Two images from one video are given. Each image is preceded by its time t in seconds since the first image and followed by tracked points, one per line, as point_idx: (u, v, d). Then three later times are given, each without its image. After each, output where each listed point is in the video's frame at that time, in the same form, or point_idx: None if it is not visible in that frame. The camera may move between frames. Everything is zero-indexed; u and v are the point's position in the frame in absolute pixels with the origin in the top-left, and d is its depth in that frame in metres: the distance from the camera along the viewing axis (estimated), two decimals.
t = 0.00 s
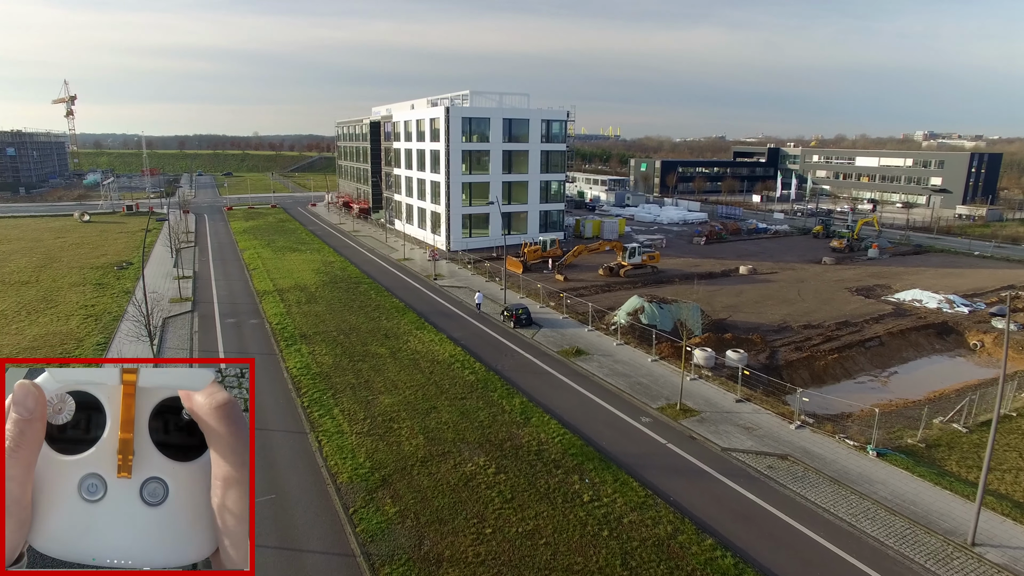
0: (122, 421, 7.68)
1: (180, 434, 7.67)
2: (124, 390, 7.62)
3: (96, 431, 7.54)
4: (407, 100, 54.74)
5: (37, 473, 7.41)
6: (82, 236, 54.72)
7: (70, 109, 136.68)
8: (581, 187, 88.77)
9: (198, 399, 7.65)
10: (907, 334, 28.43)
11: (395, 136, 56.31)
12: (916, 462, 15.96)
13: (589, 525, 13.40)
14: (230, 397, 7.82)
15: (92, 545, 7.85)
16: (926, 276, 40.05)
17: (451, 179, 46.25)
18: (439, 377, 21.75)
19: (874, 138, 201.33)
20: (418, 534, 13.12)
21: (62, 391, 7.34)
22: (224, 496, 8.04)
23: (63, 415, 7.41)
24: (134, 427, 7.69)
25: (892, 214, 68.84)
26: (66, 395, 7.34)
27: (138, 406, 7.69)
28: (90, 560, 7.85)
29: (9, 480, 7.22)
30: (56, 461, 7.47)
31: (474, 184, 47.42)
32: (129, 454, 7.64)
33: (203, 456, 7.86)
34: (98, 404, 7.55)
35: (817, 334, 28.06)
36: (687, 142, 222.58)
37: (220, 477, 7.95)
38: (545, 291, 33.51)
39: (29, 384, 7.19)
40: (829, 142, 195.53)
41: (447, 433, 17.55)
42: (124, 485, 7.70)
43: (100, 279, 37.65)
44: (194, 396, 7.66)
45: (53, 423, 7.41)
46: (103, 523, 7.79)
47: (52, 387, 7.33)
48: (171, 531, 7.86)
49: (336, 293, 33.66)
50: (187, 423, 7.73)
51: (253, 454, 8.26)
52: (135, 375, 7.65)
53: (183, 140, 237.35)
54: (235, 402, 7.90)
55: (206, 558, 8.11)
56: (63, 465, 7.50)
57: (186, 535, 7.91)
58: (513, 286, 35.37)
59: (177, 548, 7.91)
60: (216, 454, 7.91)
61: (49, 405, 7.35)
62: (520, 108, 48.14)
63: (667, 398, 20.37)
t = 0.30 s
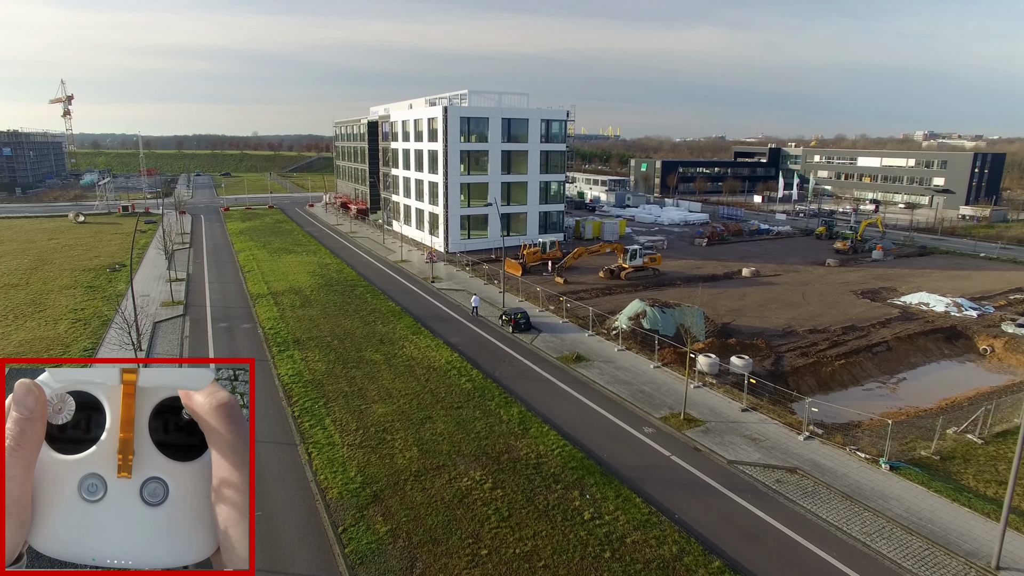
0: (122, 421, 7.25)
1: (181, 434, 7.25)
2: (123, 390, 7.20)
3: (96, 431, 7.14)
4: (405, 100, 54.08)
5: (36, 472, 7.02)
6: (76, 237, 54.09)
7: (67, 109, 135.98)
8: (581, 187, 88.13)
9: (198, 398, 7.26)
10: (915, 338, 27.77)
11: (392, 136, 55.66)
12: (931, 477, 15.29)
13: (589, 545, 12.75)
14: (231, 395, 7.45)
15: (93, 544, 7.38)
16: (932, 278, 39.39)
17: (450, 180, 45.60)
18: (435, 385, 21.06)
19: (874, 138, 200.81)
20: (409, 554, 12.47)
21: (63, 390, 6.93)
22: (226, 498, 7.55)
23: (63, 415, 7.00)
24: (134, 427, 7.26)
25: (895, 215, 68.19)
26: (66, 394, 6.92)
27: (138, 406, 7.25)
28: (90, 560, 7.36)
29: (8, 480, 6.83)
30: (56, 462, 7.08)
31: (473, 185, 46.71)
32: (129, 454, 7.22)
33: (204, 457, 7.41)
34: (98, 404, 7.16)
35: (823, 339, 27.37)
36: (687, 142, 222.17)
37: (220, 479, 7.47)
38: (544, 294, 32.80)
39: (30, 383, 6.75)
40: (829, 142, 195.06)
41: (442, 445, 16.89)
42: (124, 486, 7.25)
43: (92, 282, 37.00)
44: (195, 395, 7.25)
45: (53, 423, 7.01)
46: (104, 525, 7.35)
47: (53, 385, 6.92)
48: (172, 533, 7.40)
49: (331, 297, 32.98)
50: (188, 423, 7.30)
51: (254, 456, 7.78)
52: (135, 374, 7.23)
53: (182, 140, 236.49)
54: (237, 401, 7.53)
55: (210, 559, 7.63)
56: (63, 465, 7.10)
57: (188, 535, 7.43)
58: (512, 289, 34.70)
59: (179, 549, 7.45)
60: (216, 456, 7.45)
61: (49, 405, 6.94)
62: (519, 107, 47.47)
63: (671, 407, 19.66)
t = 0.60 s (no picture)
0: (122, 421, 7.03)
1: (181, 435, 7.01)
2: (124, 390, 6.98)
3: (96, 432, 6.93)
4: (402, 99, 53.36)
5: (36, 473, 6.78)
6: (69, 239, 53.39)
7: (64, 108, 135.22)
8: (581, 187, 87.35)
9: (197, 399, 7.00)
10: (923, 343, 27.03)
11: (390, 136, 54.94)
12: (949, 493, 14.57)
13: (590, 568, 12.08)
14: (231, 396, 7.14)
15: (93, 543, 7.06)
16: (939, 281, 38.66)
17: (447, 180, 44.91)
18: (430, 394, 20.32)
19: (874, 138, 200.31)
20: None
21: (63, 392, 6.78)
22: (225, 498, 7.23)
23: (63, 415, 6.80)
24: (134, 428, 7.03)
25: (898, 216, 67.46)
26: (65, 396, 6.76)
27: (138, 406, 7.03)
28: (90, 561, 7.05)
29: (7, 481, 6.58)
30: (55, 463, 6.86)
31: (471, 185, 45.99)
32: (129, 454, 6.97)
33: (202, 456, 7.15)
34: (98, 405, 6.96)
35: (830, 344, 26.66)
36: (687, 142, 221.65)
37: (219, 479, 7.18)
38: (543, 298, 32.08)
39: (30, 383, 6.59)
40: (830, 142, 194.46)
41: (436, 459, 16.18)
42: (124, 487, 7.00)
43: (81, 285, 36.30)
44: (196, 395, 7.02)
45: (53, 424, 6.81)
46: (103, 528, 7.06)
47: (53, 387, 6.79)
48: (172, 533, 7.12)
49: (326, 300, 32.25)
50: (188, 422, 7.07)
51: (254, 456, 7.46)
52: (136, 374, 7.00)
53: (180, 139, 235.44)
54: (237, 402, 7.21)
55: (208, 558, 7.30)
56: (63, 466, 6.87)
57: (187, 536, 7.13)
58: (511, 292, 33.98)
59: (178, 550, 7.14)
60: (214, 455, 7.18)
61: (51, 406, 6.77)
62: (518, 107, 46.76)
63: (674, 417, 18.98)
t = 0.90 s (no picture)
0: (123, 421, 7.20)
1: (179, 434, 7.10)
2: (123, 390, 7.16)
3: (96, 431, 7.08)
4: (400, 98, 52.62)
5: (37, 473, 6.89)
6: (60, 240, 52.53)
7: (59, 108, 134.01)
8: (581, 188, 86.48)
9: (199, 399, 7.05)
10: (933, 349, 26.27)
11: (387, 136, 54.16)
12: (970, 513, 13.81)
13: None
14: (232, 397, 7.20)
15: (95, 543, 7.15)
16: (945, 283, 37.97)
17: (445, 181, 44.17)
18: (424, 404, 19.54)
19: (874, 139, 199.84)
20: None
21: (62, 391, 6.90)
22: (224, 499, 7.34)
23: (60, 415, 6.93)
24: (134, 428, 7.20)
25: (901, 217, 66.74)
26: (65, 395, 6.89)
27: (138, 406, 7.21)
28: (90, 561, 7.07)
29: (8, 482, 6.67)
30: (56, 463, 6.99)
31: (469, 186, 45.26)
32: (129, 454, 7.11)
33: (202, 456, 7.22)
34: (98, 405, 7.12)
35: (837, 350, 25.89)
36: (687, 142, 221.09)
37: (218, 480, 7.25)
38: (542, 302, 31.33)
39: (28, 384, 6.66)
40: (829, 142, 193.72)
41: (429, 475, 15.42)
42: (125, 487, 7.13)
43: (70, 288, 35.52)
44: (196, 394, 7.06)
45: (53, 423, 6.95)
46: (106, 526, 7.17)
47: (51, 387, 6.86)
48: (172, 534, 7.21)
49: (319, 304, 31.49)
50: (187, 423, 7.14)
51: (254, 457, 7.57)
52: (136, 376, 7.19)
53: (177, 140, 233.72)
54: (237, 403, 7.27)
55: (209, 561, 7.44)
56: (64, 466, 7.02)
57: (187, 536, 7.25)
58: (509, 295, 33.26)
59: (178, 551, 7.24)
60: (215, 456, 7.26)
61: (50, 405, 6.87)
62: (517, 106, 46.02)
63: (678, 429, 18.24)
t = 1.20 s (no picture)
0: (124, 421, 7.07)
1: (180, 435, 6.95)
2: (124, 390, 7.01)
3: (96, 431, 6.94)
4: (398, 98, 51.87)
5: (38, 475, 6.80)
6: (52, 242, 51.70)
7: (56, 108, 132.99)
8: (581, 188, 85.64)
9: (200, 399, 6.96)
10: (944, 356, 25.46)
11: (384, 136, 53.38)
12: (994, 536, 13.04)
13: None
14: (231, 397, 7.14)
15: (93, 543, 7.10)
16: (953, 286, 37.19)
17: (442, 182, 43.39)
18: (417, 416, 18.74)
19: (874, 139, 199.15)
20: None
21: (63, 391, 6.73)
22: (224, 499, 7.28)
23: (59, 416, 6.77)
24: (135, 427, 7.07)
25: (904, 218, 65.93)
26: (65, 395, 6.72)
27: (139, 406, 7.07)
28: (89, 561, 7.03)
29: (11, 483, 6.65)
30: (56, 465, 6.84)
31: (466, 187, 44.51)
32: (129, 453, 7.00)
33: (202, 457, 7.14)
34: (98, 405, 6.94)
35: (845, 357, 25.10)
36: (687, 142, 220.36)
37: (218, 480, 7.19)
38: (541, 306, 30.59)
39: (27, 385, 6.59)
40: (830, 142, 193.04)
41: (421, 494, 14.64)
42: (124, 487, 7.01)
43: (58, 291, 34.75)
44: (197, 395, 6.98)
45: (53, 424, 6.81)
46: (105, 526, 7.07)
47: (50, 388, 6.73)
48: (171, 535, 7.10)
49: (313, 308, 30.73)
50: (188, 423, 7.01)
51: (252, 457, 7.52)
52: (135, 375, 7.03)
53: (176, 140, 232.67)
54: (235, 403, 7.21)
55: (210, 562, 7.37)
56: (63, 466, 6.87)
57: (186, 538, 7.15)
58: (507, 299, 32.48)
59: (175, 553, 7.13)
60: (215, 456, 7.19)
61: (50, 408, 6.74)
62: (516, 106, 45.23)
63: (683, 443, 17.43)
